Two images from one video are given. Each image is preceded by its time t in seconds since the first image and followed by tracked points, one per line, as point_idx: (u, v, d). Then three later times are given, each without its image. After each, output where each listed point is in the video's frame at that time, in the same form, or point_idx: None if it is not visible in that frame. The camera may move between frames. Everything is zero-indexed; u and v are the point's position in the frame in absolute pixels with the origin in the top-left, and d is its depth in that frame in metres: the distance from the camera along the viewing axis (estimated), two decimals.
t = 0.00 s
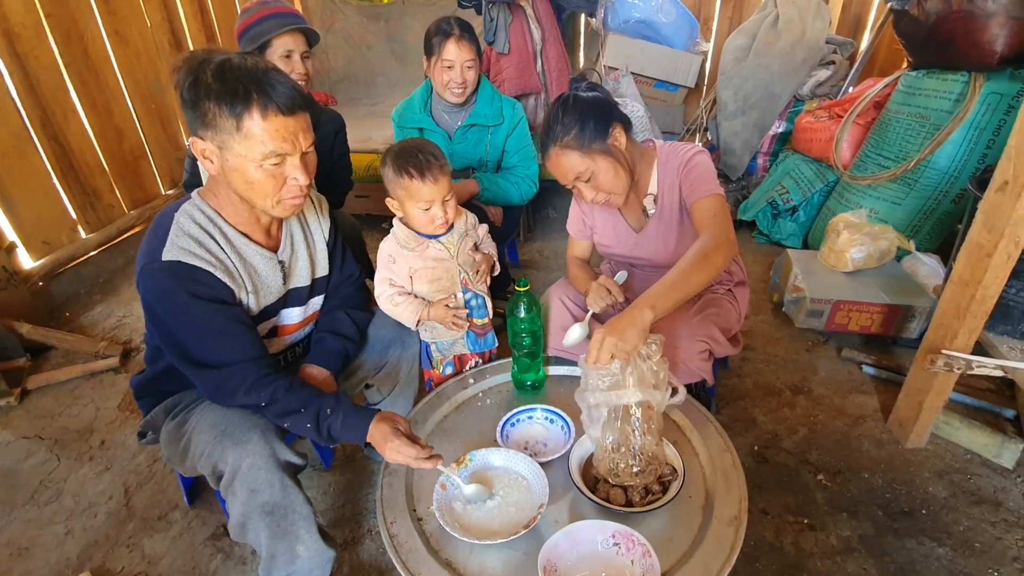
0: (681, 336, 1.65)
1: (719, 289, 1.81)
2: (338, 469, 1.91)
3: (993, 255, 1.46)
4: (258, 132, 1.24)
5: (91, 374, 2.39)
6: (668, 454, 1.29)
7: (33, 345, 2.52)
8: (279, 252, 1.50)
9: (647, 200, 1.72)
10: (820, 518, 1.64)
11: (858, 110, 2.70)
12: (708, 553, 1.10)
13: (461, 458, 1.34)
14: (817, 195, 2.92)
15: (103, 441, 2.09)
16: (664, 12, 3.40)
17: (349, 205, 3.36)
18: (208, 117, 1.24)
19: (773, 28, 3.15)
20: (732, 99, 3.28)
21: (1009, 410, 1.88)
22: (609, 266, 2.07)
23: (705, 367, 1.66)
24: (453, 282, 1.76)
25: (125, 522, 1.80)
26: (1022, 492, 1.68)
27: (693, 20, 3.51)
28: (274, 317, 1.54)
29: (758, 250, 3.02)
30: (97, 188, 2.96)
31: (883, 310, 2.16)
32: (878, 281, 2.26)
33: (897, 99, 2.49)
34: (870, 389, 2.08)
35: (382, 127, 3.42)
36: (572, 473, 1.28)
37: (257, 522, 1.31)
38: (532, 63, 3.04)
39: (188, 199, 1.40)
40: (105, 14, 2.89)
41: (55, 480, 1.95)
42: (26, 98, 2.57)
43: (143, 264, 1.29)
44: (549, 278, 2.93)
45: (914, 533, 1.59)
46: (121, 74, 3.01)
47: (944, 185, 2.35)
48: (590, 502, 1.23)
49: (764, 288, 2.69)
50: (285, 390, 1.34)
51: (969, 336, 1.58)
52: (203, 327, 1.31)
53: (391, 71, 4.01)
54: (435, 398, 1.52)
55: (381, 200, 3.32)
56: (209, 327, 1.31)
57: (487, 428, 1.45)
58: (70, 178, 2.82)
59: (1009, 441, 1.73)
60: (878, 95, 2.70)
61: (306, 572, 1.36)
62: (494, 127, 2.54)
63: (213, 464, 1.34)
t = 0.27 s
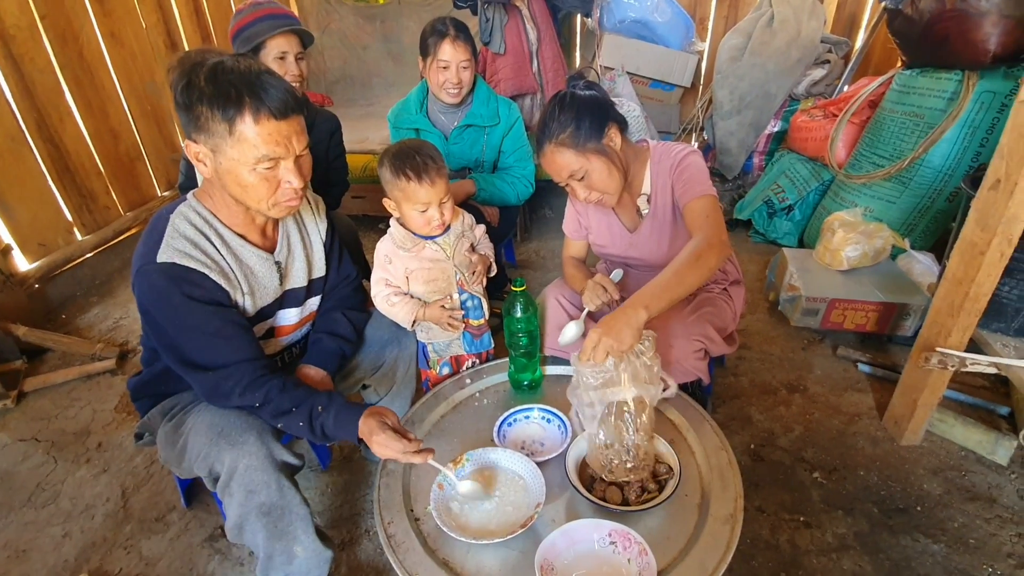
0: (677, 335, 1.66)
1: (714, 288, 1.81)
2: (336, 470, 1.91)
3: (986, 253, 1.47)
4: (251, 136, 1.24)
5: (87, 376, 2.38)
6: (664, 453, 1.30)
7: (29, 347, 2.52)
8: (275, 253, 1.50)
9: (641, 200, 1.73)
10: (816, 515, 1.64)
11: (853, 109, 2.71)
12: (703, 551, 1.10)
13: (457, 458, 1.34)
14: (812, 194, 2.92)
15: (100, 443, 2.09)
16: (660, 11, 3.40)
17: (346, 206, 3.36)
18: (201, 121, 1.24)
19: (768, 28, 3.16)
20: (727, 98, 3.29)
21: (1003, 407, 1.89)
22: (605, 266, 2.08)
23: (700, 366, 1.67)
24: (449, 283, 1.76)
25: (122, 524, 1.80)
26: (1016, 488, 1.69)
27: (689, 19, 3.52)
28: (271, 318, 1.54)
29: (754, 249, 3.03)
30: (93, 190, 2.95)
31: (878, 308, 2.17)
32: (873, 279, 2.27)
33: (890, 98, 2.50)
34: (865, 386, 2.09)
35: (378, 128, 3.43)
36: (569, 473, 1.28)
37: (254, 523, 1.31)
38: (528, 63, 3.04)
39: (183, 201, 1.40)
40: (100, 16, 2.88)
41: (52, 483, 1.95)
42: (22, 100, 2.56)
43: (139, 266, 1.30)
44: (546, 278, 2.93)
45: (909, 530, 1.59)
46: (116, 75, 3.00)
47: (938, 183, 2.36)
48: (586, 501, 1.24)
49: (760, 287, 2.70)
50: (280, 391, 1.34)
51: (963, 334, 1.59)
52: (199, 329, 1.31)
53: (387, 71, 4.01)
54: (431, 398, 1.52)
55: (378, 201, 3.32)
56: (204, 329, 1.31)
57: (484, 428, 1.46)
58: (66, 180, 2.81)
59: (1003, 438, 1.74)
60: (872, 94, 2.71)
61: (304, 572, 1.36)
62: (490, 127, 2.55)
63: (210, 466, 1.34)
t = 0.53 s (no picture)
0: (672, 336, 1.67)
1: (709, 289, 1.83)
2: (332, 473, 1.91)
3: (977, 254, 1.48)
4: (244, 143, 1.25)
5: (83, 380, 2.38)
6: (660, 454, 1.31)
7: (24, 351, 2.51)
8: (271, 256, 1.50)
9: (635, 202, 1.74)
10: (810, 515, 1.65)
11: (847, 110, 2.74)
12: (699, 551, 1.11)
13: (455, 460, 1.35)
14: (807, 195, 2.94)
15: (96, 447, 2.09)
16: (655, 14, 3.41)
17: (343, 208, 3.36)
18: (195, 127, 1.24)
19: (762, 30, 3.17)
20: (722, 100, 3.30)
21: (996, 406, 1.90)
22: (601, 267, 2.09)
23: (695, 367, 1.68)
24: (446, 285, 1.76)
25: (118, 527, 1.79)
26: (1009, 487, 1.70)
27: (684, 21, 3.53)
28: (267, 321, 1.54)
29: (750, 250, 3.04)
30: (88, 193, 2.95)
31: (872, 308, 2.18)
32: (867, 280, 2.28)
33: (884, 100, 2.53)
34: (860, 387, 2.10)
35: (375, 130, 3.43)
36: (565, 474, 1.29)
37: (250, 526, 1.31)
38: (523, 65, 3.05)
39: (179, 205, 1.40)
40: (95, 19, 2.88)
41: (48, 487, 1.95)
42: (16, 104, 2.56)
43: (134, 271, 1.30)
44: (543, 280, 2.94)
45: (903, 529, 1.60)
46: (112, 78, 3.00)
47: (931, 184, 2.37)
48: (583, 502, 1.24)
49: (755, 288, 2.71)
50: (275, 394, 1.34)
51: (955, 334, 1.60)
52: (194, 334, 1.31)
53: (384, 73, 4.02)
54: (428, 399, 1.53)
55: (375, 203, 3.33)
56: (200, 334, 1.31)
57: (480, 429, 1.46)
58: (61, 183, 2.81)
59: (996, 437, 1.76)
60: (866, 96, 2.73)
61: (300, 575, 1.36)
62: (486, 130, 2.56)
63: (206, 469, 1.35)
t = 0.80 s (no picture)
0: (666, 339, 1.68)
1: (703, 291, 1.84)
2: (329, 476, 1.92)
3: (968, 256, 1.50)
4: (241, 154, 1.25)
5: (80, 384, 2.38)
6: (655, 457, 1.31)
7: (21, 355, 2.51)
8: (268, 262, 1.51)
9: (629, 205, 1.74)
10: (805, 515, 1.66)
11: (839, 113, 2.75)
12: (693, 552, 1.12)
13: (450, 462, 1.35)
14: (801, 197, 2.95)
15: (93, 451, 2.09)
16: (650, 16, 3.43)
17: (339, 211, 3.37)
18: (193, 136, 1.25)
19: (757, 32, 3.19)
20: (717, 102, 3.32)
21: (988, 406, 1.92)
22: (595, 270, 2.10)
23: (689, 369, 1.69)
24: (443, 289, 1.78)
25: (115, 531, 1.80)
26: (1001, 486, 1.71)
27: (679, 24, 3.55)
28: (265, 326, 1.55)
29: (745, 251, 3.06)
30: (85, 197, 2.95)
31: (866, 309, 2.20)
32: (861, 281, 2.29)
33: (877, 102, 2.55)
34: (854, 387, 2.11)
35: (371, 133, 3.44)
36: (560, 476, 1.29)
37: (247, 529, 1.32)
38: (519, 68, 3.06)
39: (176, 213, 1.41)
40: (92, 23, 2.89)
41: (46, 491, 1.95)
42: (13, 109, 2.56)
43: (132, 279, 1.30)
44: (539, 282, 2.95)
45: (896, 529, 1.61)
46: (108, 83, 3.01)
47: (924, 186, 2.39)
48: (578, 504, 1.25)
49: (750, 289, 2.72)
50: (274, 399, 1.35)
51: (947, 335, 1.62)
52: (193, 341, 1.32)
53: (380, 76, 4.02)
54: (424, 402, 1.53)
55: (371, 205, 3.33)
56: (198, 341, 1.32)
57: (476, 432, 1.47)
58: (58, 187, 2.81)
59: (988, 437, 1.77)
60: (858, 99, 2.75)
61: None
62: (481, 133, 2.57)
63: (203, 473, 1.35)
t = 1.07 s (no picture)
0: (661, 339, 1.69)
1: (698, 291, 1.85)
2: (327, 477, 1.93)
3: (959, 254, 1.51)
4: (239, 158, 1.26)
5: (78, 387, 2.39)
6: (653, 457, 1.32)
7: (18, 358, 2.52)
8: (267, 264, 1.52)
9: (624, 204, 1.76)
10: (799, 512, 1.68)
11: (833, 113, 2.77)
12: (688, 549, 1.12)
13: (447, 462, 1.36)
14: (796, 196, 2.97)
15: (91, 453, 2.09)
16: (646, 17, 3.45)
17: (336, 212, 3.37)
18: (190, 139, 1.26)
19: (752, 33, 3.20)
20: (712, 102, 3.33)
21: (982, 404, 1.93)
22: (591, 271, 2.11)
23: (684, 368, 1.70)
24: (439, 289, 1.78)
25: (114, 534, 1.80)
26: (994, 483, 1.73)
27: (674, 24, 3.56)
28: (264, 328, 1.56)
29: (741, 251, 3.07)
30: (81, 200, 2.95)
31: (860, 308, 2.21)
32: (855, 280, 2.31)
33: (870, 102, 2.57)
34: (849, 385, 2.12)
35: (368, 134, 3.45)
36: (556, 475, 1.30)
37: (245, 530, 1.32)
38: (515, 70, 3.07)
39: (174, 217, 1.42)
40: (88, 25, 2.89)
41: (43, 494, 1.95)
42: (10, 112, 2.57)
43: (131, 285, 1.31)
44: (536, 282, 2.96)
45: (890, 525, 1.63)
46: (105, 86, 3.01)
47: (917, 185, 2.41)
48: (574, 502, 1.26)
49: (746, 288, 2.74)
50: (275, 403, 1.35)
51: (939, 334, 1.63)
52: (193, 345, 1.32)
53: (376, 77, 4.03)
54: (422, 403, 1.54)
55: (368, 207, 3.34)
56: (198, 344, 1.33)
57: (473, 432, 1.48)
58: (54, 190, 2.81)
59: (981, 434, 1.78)
60: (853, 99, 2.77)
61: None
62: (477, 134, 2.58)
63: (201, 474, 1.36)
